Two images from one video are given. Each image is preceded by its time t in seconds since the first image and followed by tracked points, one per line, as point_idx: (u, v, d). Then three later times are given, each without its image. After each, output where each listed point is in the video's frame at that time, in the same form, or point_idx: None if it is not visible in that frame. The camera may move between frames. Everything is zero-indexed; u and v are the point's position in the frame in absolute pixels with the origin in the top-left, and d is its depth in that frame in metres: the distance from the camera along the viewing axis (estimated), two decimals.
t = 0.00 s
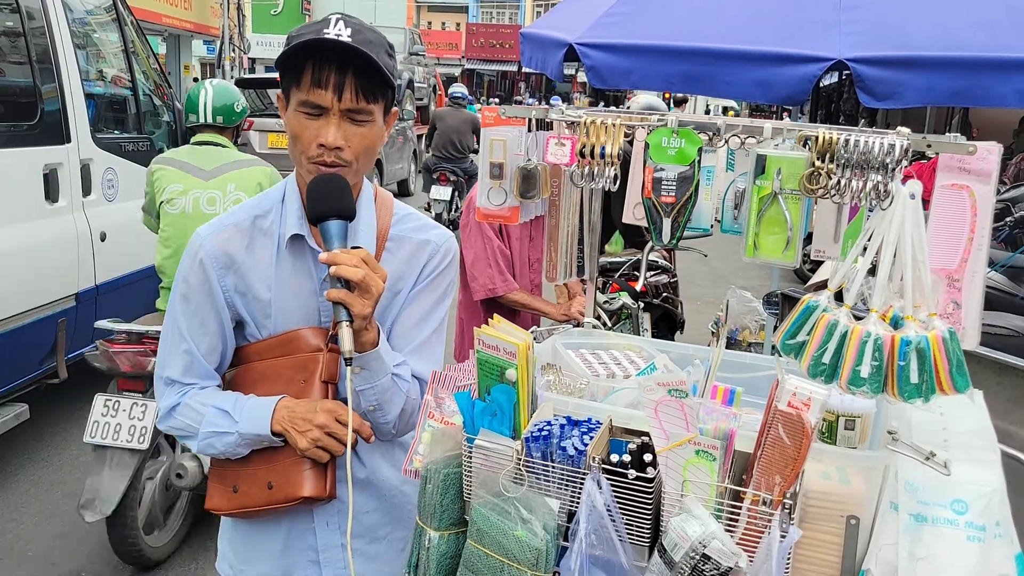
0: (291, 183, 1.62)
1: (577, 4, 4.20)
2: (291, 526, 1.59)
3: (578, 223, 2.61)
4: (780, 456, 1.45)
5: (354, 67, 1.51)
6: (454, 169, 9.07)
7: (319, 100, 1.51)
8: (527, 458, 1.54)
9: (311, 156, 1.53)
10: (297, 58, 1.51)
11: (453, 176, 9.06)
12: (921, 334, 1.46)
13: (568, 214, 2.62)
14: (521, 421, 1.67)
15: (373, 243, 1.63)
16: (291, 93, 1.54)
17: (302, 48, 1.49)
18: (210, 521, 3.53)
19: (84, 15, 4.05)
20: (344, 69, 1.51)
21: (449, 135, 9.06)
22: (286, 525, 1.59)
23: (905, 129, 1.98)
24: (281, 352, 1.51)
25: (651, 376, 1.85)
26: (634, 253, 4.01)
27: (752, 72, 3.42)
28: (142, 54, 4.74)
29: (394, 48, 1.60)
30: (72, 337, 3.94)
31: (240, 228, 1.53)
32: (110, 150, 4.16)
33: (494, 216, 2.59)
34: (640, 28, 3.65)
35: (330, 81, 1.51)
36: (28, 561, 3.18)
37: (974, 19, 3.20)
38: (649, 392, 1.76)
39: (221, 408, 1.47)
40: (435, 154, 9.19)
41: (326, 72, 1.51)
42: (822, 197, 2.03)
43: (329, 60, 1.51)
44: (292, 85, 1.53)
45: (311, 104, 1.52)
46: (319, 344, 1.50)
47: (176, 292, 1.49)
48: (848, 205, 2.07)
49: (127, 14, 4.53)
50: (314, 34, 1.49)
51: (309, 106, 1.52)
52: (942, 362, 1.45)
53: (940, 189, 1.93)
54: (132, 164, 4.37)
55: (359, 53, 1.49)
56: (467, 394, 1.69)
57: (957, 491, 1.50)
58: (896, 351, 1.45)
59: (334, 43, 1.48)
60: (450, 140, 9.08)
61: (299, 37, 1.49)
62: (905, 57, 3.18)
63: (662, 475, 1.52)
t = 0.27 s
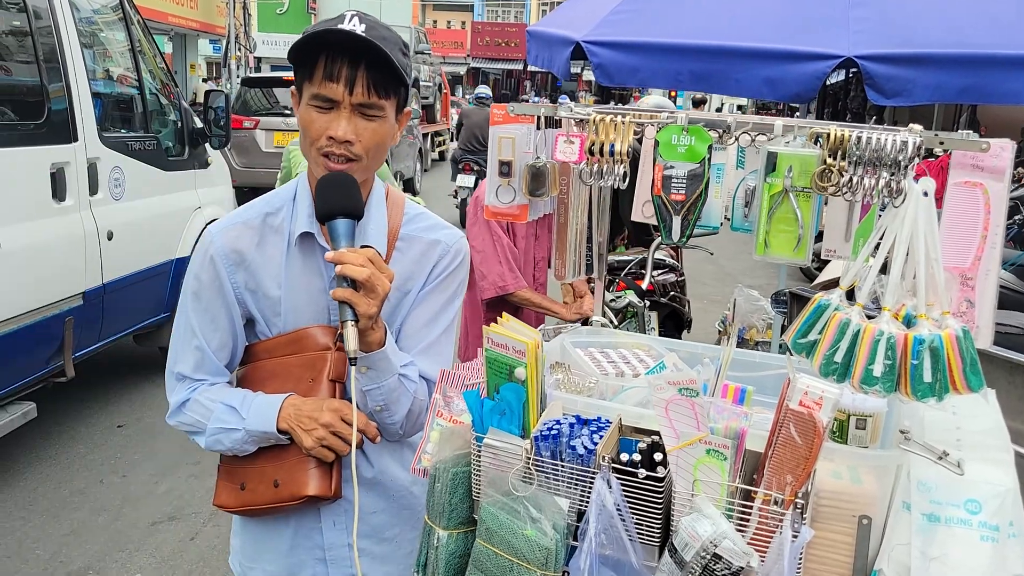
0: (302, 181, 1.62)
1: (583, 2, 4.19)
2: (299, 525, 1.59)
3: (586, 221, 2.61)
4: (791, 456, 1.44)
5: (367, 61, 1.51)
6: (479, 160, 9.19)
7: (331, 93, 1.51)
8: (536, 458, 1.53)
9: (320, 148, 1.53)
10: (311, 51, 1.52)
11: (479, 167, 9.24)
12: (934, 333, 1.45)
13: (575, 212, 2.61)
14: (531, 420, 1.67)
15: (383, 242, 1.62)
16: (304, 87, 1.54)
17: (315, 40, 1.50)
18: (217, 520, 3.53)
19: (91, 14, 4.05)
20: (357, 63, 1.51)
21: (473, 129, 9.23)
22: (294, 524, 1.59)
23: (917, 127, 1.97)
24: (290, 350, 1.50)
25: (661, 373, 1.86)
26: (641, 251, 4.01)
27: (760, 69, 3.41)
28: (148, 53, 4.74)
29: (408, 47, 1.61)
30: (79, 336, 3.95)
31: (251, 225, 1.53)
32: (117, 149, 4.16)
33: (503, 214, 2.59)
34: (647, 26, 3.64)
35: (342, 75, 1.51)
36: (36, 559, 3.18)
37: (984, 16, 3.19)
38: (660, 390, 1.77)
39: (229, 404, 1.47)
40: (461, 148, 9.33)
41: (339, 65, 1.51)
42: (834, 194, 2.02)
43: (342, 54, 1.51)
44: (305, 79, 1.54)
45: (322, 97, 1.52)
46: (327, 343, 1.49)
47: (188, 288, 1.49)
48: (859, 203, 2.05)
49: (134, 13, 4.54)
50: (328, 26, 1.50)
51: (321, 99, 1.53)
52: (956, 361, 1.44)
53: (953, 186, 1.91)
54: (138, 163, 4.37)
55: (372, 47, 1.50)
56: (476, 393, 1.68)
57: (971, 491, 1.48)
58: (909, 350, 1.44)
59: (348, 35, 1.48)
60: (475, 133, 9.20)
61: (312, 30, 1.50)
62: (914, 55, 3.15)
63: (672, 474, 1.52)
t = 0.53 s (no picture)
0: (316, 181, 1.62)
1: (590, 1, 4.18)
2: (309, 525, 1.59)
3: (595, 220, 2.60)
4: (803, 456, 1.44)
5: (379, 56, 1.52)
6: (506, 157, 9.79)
7: (343, 88, 1.52)
8: (546, 458, 1.53)
9: (331, 143, 1.52)
10: (325, 47, 1.53)
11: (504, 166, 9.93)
12: (948, 333, 1.44)
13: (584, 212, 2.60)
14: (539, 419, 1.67)
15: (396, 243, 1.62)
16: (318, 84, 1.56)
17: (329, 35, 1.51)
18: (226, 518, 3.54)
19: (99, 14, 4.07)
20: (369, 59, 1.52)
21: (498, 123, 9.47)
22: (304, 523, 1.59)
23: (929, 125, 1.96)
24: (302, 350, 1.51)
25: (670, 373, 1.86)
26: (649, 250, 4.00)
27: (769, 68, 3.39)
28: (157, 52, 4.76)
29: (423, 47, 1.61)
30: (88, 335, 3.96)
31: (264, 224, 1.53)
32: (125, 148, 4.18)
33: (512, 214, 2.59)
34: (655, 24, 3.63)
35: (354, 70, 1.51)
36: (46, 557, 3.20)
37: (995, 13, 3.17)
38: (670, 390, 1.76)
39: (240, 403, 1.47)
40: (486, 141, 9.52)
41: (351, 60, 1.52)
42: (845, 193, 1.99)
43: (355, 50, 1.52)
44: (319, 75, 1.56)
45: (334, 92, 1.53)
46: (339, 343, 1.49)
47: (201, 285, 1.50)
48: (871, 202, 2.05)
49: (142, 12, 4.55)
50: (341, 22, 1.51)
51: (333, 94, 1.53)
52: (969, 361, 1.43)
53: (965, 186, 1.90)
54: (147, 162, 4.39)
55: (383, 41, 1.50)
56: (485, 393, 1.68)
57: (983, 491, 1.46)
58: (922, 350, 1.43)
59: (361, 29, 1.48)
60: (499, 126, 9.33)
61: (326, 25, 1.51)
62: (925, 53, 3.13)
63: (683, 475, 1.51)
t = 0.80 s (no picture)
0: (322, 181, 1.62)
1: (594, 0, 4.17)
2: (314, 525, 1.60)
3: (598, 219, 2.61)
4: (805, 455, 1.44)
5: (383, 55, 1.52)
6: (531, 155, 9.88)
7: (348, 87, 1.52)
8: (549, 457, 1.53)
9: (336, 142, 1.53)
10: (329, 47, 1.54)
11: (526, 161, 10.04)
12: (951, 332, 1.44)
13: (587, 211, 2.60)
14: (543, 419, 1.67)
15: (401, 243, 1.62)
16: (323, 82, 1.56)
17: (332, 33, 1.51)
18: (229, 517, 3.55)
19: (102, 14, 4.07)
20: (373, 57, 1.52)
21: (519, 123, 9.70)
22: (309, 523, 1.60)
23: (933, 124, 1.96)
24: (307, 349, 1.51)
25: (673, 373, 1.86)
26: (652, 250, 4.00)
27: (772, 67, 3.38)
28: (159, 52, 4.76)
29: (427, 45, 1.61)
30: (92, 334, 3.97)
31: (271, 223, 1.53)
32: (128, 148, 4.18)
33: (515, 213, 2.59)
34: (658, 24, 3.62)
35: (358, 69, 1.52)
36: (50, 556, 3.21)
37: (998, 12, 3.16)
38: (672, 390, 1.77)
39: (246, 401, 1.47)
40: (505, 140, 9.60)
41: (355, 59, 1.52)
42: (848, 193, 2.00)
43: (359, 49, 1.53)
44: (324, 74, 1.56)
45: (339, 91, 1.53)
46: (344, 342, 1.49)
47: (207, 284, 1.50)
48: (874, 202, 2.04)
49: (145, 12, 4.56)
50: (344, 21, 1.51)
51: (338, 93, 1.54)
52: (973, 361, 1.43)
53: (969, 186, 1.90)
54: (150, 162, 4.39)
55: (385, 40, 1.50)
56: (489, 392, 1.68)
57: (987, 491, 1.46)
58: (925, 350, 1.43)
59: (365, 27, 1.49)
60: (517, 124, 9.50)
61: (330, 24, 1.51)
62: (928, 52, 3.13)
63: (685, 474, 1.51)
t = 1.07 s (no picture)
0: (325, 182, 1.63)
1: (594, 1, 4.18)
2: (316, 525, 1.61)
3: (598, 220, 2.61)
4: (803, 456, 1.45)
5: (385, 58, 1.53)
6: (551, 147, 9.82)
7: (350, 91, 1.53)
8: (548, 458, 1.54)
9: (339, 146, 1.54)
10: (332, 50, 1.54)
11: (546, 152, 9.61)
12: (948, 334, 1.45)
13: (587, 212, 2.61)
14: (542, 419, 1.68)
15: (403, 244, 1.64)
16: (326, 86, 1.57)
17: (335, 37, 1.52)
18: (231, 518, 3.56)
19: (104, 14, 4.09)
20: (376, 61, 1.53)
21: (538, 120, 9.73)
22: (311, 523, 1.60)
23: (931, 126, 1.96)
24: (309, 350, 1.52)
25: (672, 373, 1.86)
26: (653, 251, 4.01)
27: (773, 68, 3.39)
28: (161, 53, 4.77)
29: (429, 48, 1.62)
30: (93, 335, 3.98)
31: (274, 224, 1.54)
32: (130, 148, 4.20)
33: (515, 215, 2.60)
34: (658, 25, 3.63)
35: (361, 73, 1.53)
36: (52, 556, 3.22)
37: (997, 14, 3.17)
38: (671, 390, 1.78)
39: (248, 402, 1.48)
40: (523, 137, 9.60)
41: (358, 63, 1.53)
42: (846, 195, 2.01)
43: (362, 52, 1.53)
44: (327, 78, 1.57)
45: (342, 95, 1.54)
46: (346, 343, 1.50)
47: (210, 285, 1.51)
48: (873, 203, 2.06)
49: (147, 13, 4.58)
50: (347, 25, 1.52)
51: (341, 97, 1.55)
52: (970, 362, 1.44)
53: (966, 187, 1.91)
54: (152, 162, 4.41)
55: (389, 45, 1.51)
56: (489, 392, 1.69)
57: (984, 492, 1.47)
58: (923, 351, 1.44)
59: (368, 32, 1.49)
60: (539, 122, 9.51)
61: (332, 28, 1.52)
62: (928, 54, 3.13)
63: (684, 474, 1.52)
